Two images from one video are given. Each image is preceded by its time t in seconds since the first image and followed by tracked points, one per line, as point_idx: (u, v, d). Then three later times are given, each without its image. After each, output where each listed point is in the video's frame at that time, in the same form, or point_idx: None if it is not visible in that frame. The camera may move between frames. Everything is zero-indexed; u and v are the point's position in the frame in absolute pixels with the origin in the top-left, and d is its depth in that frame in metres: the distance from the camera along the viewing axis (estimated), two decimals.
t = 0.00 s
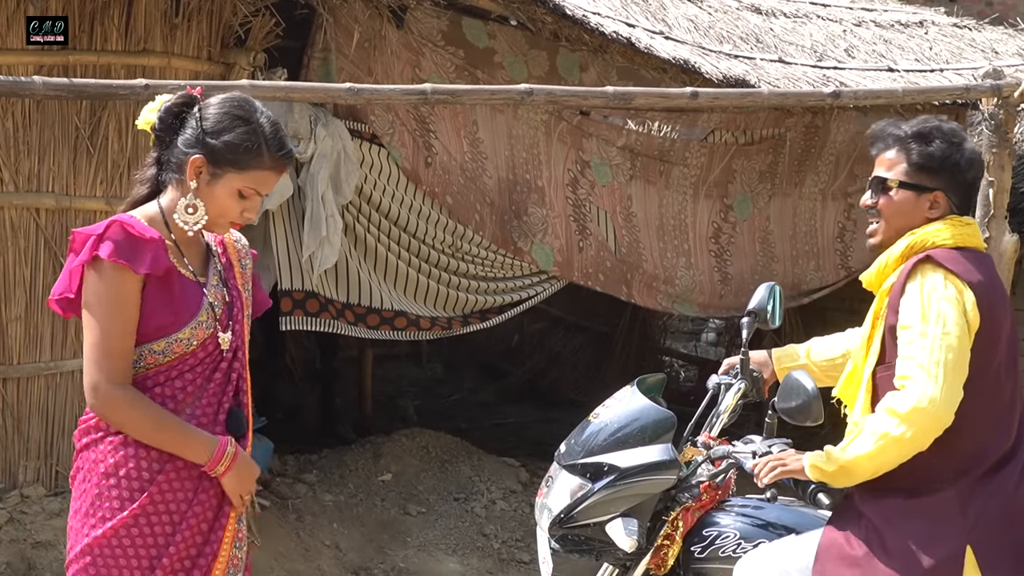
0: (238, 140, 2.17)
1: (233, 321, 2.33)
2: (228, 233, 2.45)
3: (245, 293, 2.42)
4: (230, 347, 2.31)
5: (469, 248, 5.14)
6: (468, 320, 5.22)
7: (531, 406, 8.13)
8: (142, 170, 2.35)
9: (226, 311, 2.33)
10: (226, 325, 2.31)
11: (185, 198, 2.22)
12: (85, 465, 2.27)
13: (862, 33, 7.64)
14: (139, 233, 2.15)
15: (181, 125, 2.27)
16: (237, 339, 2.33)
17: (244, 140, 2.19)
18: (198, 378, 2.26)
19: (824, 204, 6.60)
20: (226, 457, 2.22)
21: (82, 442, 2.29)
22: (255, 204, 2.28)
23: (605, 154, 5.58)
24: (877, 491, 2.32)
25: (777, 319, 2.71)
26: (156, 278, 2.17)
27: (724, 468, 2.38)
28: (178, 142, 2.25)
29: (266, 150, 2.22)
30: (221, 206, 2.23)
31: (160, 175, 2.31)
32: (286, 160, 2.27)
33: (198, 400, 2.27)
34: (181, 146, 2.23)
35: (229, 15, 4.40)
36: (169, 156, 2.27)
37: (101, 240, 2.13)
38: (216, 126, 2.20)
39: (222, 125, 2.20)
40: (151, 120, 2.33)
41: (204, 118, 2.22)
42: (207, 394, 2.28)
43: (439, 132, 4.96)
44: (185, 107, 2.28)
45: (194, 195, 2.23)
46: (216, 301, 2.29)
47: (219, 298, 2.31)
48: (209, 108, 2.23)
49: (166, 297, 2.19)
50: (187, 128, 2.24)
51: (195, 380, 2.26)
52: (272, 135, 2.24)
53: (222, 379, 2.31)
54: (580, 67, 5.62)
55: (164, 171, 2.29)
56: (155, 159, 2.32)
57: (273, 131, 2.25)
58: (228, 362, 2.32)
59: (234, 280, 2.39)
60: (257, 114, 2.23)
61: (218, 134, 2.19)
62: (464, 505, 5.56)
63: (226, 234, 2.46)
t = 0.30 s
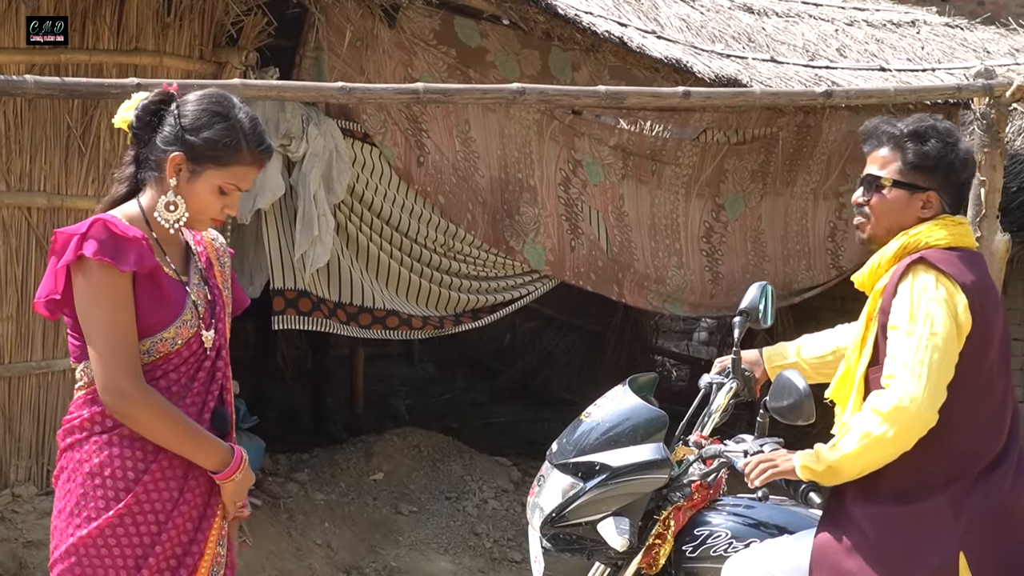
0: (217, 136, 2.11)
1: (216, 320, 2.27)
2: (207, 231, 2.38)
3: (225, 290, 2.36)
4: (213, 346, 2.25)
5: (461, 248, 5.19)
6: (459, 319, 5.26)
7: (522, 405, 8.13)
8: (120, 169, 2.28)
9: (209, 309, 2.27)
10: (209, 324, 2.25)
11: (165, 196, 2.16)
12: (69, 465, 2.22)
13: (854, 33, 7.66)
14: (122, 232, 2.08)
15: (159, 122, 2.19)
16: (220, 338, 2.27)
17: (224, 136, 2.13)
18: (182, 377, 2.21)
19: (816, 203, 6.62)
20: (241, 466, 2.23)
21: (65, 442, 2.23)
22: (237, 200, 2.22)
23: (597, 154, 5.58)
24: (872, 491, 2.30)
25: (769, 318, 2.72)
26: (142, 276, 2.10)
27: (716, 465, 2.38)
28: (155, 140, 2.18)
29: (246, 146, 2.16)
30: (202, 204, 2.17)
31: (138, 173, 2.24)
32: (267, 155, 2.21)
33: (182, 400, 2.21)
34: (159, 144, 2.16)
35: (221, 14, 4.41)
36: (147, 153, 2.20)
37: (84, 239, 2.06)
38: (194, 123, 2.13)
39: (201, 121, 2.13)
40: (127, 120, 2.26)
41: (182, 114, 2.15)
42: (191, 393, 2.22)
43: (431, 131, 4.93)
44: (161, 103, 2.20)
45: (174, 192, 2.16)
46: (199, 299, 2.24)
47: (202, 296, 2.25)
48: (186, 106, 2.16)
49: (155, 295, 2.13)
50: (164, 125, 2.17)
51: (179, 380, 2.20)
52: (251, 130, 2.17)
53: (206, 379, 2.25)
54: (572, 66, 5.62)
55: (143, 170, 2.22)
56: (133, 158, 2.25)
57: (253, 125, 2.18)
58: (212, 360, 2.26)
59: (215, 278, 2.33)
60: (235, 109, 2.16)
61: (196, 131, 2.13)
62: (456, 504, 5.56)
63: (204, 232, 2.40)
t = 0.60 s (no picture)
0: (205, 124, 2.09)
1: (206, 308, 2.25)
2: (194, 219, 2.38)
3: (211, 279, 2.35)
4: (204, 334, 2.23)
5: (455, 236, 5.15)
6: (453, 307, 5.27)
7: (517, 394, 8.15)
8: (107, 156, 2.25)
9: (199, 297, 2.25)
10: (199, 311, 2.23)
11: (151, 182, 2.15)
12: (60, 454, 2.19)
13: (848, 23, 7.66)
14: (114, 221, 2.06)
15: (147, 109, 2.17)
16: (210, 326, 2.25)
17: (212, 124, 2.11)
18: (173, 366, 2.19)
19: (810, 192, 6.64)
20: (237, 447, 2.19)
21: (55, 431, 2.20)
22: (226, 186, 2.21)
23: (591, 143, 5.59)
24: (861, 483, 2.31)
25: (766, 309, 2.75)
26: (134, 264, 2.09)
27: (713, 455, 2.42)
28: (143, 128, 2.16)
29: (234, 133, 2.14)
30: (192, 191, 2.16)
31: (125, 160, 2.21)
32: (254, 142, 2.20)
33: (173, 388, 2.18)
34: (147, 131, 2.15)
35: (215, 4, 4.40)
36: (134, 141, 2.18)
37: (76, 227, 2.04)
38: (183, 111, 2.12)
39: (189, 109, 2.12)
40: (114, 107, 2.24)
41: (170, 102, 2.13)
42: (182, 380, 2.19)
43: (425, 120, 4.97)
44: (148, 90, 2.18)
45: (162, 179, 2.15)
46: (190, 288, 2.22)
47: (192, 285, 2.23)
48: (174, 92, 2.14)
49: (148, 283, 2.12)
50: (152, 112, 2.15)
51: (170, 369, 2.18)
52: (239, 116, 2.16)
53: (197, 368, 2.23)
54: (566, 55, 5.62)
55: (130, 157, 2.20)
56: (120, 145, 2.22)
57: (241, 112, 2.17)
58: (202, 349, 2.24)
59: (202, 268, 2.32)
60: (224, 97, 2.14)
61: (184, 119, 2.11)
62: (450, 493, 5.58)
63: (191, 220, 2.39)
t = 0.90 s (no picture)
0: (199, 96, 2.09)
1: (204, 284, 2.26)
2: (190, 194, 2.39)
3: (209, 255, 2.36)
4: (201, 310, 2.24)
5: (453, 213, 5.17)
6: (452, 285, 5.29)
7: (516, 370, 8.18)
8: (102, 135, 2.25)
9: (198, 273, 2.25)
10: (198, 288, 2.24)
11: (149, 159, 2.14)
12: (60, 431, 2.17)
13: None
14: (112, 198, 2.05)
15: (140, 86, 2.17)
16: (208, 302, 2.26)
17: (205, 96, 2.11)
18: (172, 342, 2.19)
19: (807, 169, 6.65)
20: (231, 428, 2.22)
21: (54, 408, 2.18)
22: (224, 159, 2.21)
23: (590, 119, 5.58)
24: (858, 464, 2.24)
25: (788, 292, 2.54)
26: (131, 242, 2.07)
27: (701, 425, 2.48)
28: (138, 105, 2.15)
29: (229, 105, 2.13)
30: (191, 164, 2.15)
31: (121, 138, 2.21)
32: (249, 113, 2.19)
33: (172, 364, 2.19)
34: (142, 108, 2.14)
35: None
36: (129, 119, 2.18)
37: (74, 205, 2.03)
38: (177, 85, 2.11)
39: (182, 83, 2.11)
40: (106, 85, 2.22)
41: (163, 77, 2.13)
42: (180, 357, 2.20)
43: (424, 97, 4.96)
44: (139, 67, 2.17)
45: (160, 155, 2.14)
46: (188, 264, 2.22)
47: (190, 261, 2.23)
48: (167, 68, 2.14)
49: (145, 261, 2.10)
50: (145, 88, 2.14)
51: (168, 346, 2.18)
52: (233, 87, 2.15)
53: (194, 344, 2.24)
54: (565, 32, 5.60)
55: (125, 134, 2.19)
56: (114, 124, 2.22)
57: (234, 83, 2.16)
58: (199, 325, 2.25)
59: (200, 244, 2.33)
60: (216, 69, 2.14)
61: (178, 93, 2.10)
62: (449, 469, 5.61)
63: (188, 197, 2.39)
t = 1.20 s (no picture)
0: (189, 80, 2.08)
1: (201, 276, 2.24)
2: (190, 185, 2.37)
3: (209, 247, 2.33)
4: (199, 303, 2.21)
5: (453, 207, 5.19)
6: (452, 279, 5.29)
7: (516, 364, 8.19)
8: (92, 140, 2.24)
9: (194, 266, 2.23)
10: (195, 280, 2.21)
11: (144, 151, 2.14)
12: (57, 425, 2.17)
13: None
14: (103, 191, 2.05)
15: (127, 81, 2.15)
16: (205, 294, 2.24)
17: (195, 78, 2.10)
18: (168, 336, 2.17)
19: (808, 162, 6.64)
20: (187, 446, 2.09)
21: (52, 402, 2.18)
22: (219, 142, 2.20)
23: (590, 113, 5.58)
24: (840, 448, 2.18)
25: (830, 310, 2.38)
26: (122, 236, 2.08)
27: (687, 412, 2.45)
28: (128, 101, 2.14)
29: (218, 86, 2.13)
30: (188, 151, 2.14)
31: (114, 136, 2.21)
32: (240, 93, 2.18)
33: (169, 357, 2.18)
34: (133, 101, 2.13)
35: None
36: (122, 115, 2.16)
37: (66, 200, 2.03)
38: (165, 72, 2.10)
39: (171, 70, 2.10)
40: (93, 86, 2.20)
41: (149, 66, 2.12)
42: (178, 351, 2.19)
43: (424, 91, 4.95)
44: (124, 62, 2.15)
45: (155, 146, 2.14)
46: (185, 257, 2.20)
47: (187, 254, 2.21)
48: (156, 56, 2.12)
49: (135, 254, 2.10)
50: (133, 80, 2.13)
51: (165, 339, 2.17)
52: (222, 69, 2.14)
53: (191, 337, 2.21)
54: (565, 26, 5.58)
55: (119, 132, 2.19)
56: (106, 124, 2.21)
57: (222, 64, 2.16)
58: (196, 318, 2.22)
59: (199, 236, 2.31)
60: (200, 52, 2.13)
61: (168, 80, 2.09)
62: (449, 464, 5.62)
63: (188, 188, 2.37)
